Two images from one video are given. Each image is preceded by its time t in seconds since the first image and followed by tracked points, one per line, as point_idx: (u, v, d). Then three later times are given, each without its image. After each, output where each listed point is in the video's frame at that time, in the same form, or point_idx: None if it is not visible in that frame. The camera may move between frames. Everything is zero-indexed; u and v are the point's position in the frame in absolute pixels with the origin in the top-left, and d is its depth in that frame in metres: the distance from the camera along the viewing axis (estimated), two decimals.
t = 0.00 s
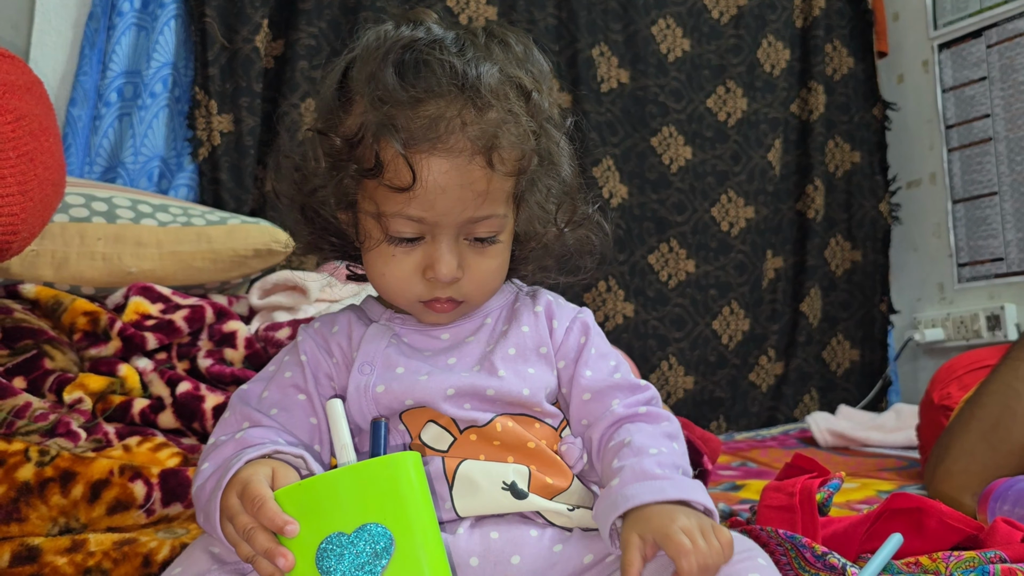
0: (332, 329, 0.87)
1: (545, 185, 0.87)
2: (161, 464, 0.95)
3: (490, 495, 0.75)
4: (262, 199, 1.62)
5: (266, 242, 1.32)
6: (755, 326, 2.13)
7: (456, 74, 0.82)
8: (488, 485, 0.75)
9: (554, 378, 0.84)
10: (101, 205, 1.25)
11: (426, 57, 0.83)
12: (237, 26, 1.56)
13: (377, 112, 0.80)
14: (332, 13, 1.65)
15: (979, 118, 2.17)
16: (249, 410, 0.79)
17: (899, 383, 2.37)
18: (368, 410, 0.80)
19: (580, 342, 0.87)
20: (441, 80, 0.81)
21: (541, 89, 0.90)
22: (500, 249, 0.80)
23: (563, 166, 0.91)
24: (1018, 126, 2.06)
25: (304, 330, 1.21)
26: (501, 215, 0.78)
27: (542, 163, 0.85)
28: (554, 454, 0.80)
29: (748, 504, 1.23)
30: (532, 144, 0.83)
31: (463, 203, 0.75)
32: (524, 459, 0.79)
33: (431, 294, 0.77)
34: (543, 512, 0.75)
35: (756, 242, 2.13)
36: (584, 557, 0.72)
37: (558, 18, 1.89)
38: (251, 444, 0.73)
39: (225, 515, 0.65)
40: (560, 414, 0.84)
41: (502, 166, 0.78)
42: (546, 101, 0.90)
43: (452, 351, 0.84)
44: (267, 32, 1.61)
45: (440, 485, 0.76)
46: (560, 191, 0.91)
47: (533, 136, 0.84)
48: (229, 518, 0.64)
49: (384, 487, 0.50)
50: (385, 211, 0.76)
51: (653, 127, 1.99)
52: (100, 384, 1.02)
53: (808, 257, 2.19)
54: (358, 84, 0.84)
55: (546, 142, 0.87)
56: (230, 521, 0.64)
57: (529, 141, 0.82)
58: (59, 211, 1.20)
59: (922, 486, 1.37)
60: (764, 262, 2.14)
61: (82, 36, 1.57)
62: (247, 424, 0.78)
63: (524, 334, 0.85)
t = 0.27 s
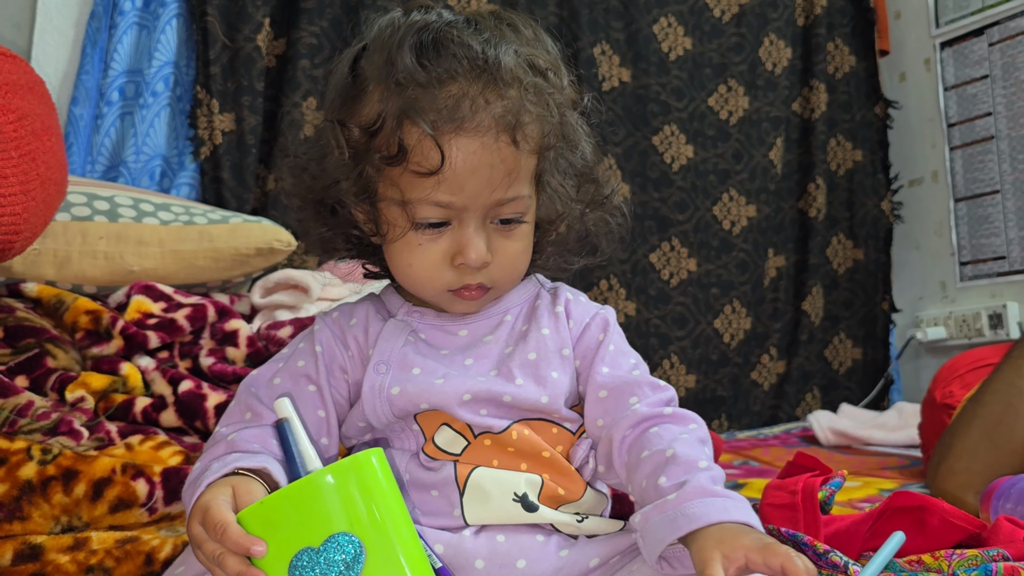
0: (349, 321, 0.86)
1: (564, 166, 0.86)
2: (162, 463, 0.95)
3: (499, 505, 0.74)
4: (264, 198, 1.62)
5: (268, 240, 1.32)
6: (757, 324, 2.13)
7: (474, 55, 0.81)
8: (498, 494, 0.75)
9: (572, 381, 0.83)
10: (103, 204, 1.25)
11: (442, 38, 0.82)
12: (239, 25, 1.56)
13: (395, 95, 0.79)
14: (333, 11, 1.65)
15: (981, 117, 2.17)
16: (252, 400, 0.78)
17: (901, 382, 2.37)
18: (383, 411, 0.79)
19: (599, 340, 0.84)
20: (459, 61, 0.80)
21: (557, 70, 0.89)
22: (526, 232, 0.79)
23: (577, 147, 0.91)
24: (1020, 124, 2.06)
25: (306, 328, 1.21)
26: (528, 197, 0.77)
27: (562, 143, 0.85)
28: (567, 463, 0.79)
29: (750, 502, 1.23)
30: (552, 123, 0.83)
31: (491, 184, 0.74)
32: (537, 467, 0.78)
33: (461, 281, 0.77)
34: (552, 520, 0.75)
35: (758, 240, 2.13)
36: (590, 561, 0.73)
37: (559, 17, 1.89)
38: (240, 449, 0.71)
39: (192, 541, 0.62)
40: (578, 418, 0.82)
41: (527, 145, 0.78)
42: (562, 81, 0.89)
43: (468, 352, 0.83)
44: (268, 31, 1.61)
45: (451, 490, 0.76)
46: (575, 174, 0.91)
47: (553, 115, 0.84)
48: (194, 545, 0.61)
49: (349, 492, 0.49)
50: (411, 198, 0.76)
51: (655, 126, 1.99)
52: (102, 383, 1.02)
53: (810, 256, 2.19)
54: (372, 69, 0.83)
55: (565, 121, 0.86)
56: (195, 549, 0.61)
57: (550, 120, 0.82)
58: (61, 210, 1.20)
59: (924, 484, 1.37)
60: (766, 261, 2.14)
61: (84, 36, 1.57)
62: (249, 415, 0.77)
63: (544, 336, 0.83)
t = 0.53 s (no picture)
0: (371, 316, 0.83)
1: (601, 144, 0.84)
2: (165, 463, 0.95)
3: (515, 523, 0.73)
4: (266, 197, 1.62)
5: (270, 241, 1.32)
6: (759, 325, 2.13)
7: (515, 25, 0.78)
8: (516, 512, 0.73)
9: (601, 398, 0.78)
10: (105, 204, 1.25)
11: (480, 8, 0.79)
12: (240, 25, 1.56)
13: (433, 68, 0.76)
14: (335, 11, 1.65)
15: (982, 117, 2.16)
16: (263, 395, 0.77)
17: (903, 382, 2.37)
18: (402, 423, 0.77)
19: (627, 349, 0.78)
20: (497, 31, 0.77)
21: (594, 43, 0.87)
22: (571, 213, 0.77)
23: (610, 127, 0.89)
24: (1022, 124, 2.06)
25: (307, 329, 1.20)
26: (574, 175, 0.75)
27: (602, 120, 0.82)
28: (588, 484, 0.77)
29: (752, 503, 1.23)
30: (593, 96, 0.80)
31: (540, 159, 0.72)
32: (557, 485, 0.76)
33: (507, 265, 0.74)
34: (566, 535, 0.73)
35: (760, 241, 2.13)
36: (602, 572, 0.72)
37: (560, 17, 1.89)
38: (241, 452, 0.70)
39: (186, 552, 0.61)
40: (605, 435, 0.79)
41: (572, 118, 0.75)
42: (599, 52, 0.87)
43: (491, 361, 0.79)
44: (270, 31, 1.61)
45: (468, 504, 0.75)
46: (606, 153, 0.89)
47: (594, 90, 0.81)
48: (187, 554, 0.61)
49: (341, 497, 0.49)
50: (456, 175, 0.73)
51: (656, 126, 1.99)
52: (105, 382, 1.03)
53: (812, 256, 2.19)
54: (405, 44, 0.80)
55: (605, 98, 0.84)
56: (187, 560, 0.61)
57: (591, 95, 0.80)
58: (63, 210, 1.20)
59: (926, 485, 1.36)
60: (767, 261, 2.14)
61: (86, 36, 1.57)
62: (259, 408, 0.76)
63: (571, 354, 0.78)
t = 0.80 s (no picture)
0: (377, 320, 0.82)
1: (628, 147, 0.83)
2: (166, 463, 0.95)
3: (524, 531, 0.73)
4: (267, 198, 1.62)
5: (271, 241, 1.32)
6: (759, 324, 2.13)
7: (540, 24, 0.77)
8: (524, 520, 0.74)
9: (611, 410, 0.78)
10: (106, 204, 1.25)
11: (503, 6, 0.78)
12: (241, 25, 1.56)
13: (456, 68, 0.75)
14: (335, 11, 1.65)
15: (983, 117, 2.16)
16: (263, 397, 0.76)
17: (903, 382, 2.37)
18: (410, 436, 0.76)
19: (640, 361, 0.77)
20: (523, 29, 0.76)
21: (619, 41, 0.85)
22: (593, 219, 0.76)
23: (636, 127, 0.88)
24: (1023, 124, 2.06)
25: (308, 330, 1.20)
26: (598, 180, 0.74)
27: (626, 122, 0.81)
28: (596, 492, 0.77)
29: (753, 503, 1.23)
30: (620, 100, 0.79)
31: (567, 163, 0.71)
32: (565, 493, 0.76)
33: (529, 272, 0.72)
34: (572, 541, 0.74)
35: (760, 241, 2.13)
36: None
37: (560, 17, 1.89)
38: (236, 456, 0.70)
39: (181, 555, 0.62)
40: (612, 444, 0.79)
41: (599, 122, 0.74)
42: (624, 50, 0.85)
43: (501, 370, 0.78)
44: (271, 32, 1.61)
45: (477, 511, 0.75)
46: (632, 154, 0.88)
47: (619, 91, 0.80)
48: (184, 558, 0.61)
49: (338, 502, 0.49)
50: (478, 177, 0.72)
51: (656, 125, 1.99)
52: (106, 382, 1.03)
53: (812, 256, 2.19)
54: (427, 41, 0.79)
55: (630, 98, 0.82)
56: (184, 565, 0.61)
57: (615, 98, 0.79)
58: (64, 210, 1.20)
59: (927, 485, 1.37)
60: (768, 260, 2.14)
61: (87, 36, 1.57)
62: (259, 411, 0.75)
63: (583, 365, 0.77)
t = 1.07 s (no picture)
0: (366, 318, 0.83)
1: (586, 154, 0.82)
2: (166, 461, 0.95)
3: (521, 518, 0.73)
4: (267, 197, 1.62)
5: (271, 240, 1.32)
6: (760, 323, 2.13)
7: (480, 34, 0.78)
8: (520, 507, 0.74)
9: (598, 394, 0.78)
10: (106, 204, 1.25)
11: (449, 17, 0.79)
12: (242, 25, 1.56)
13: (394, 77, 0.77)
14: (336, 11, 1.66)
15: (984, 115, 2.16)
16: (266, 398, 0.77)
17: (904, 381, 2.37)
18: (402, 421, 0.77)
19: (622, 350, 0.79)
20: (463, 37, 0.78)
21: (575, 51, 0.85)
22: (532, 226, 0.76)
23: (605, 135, 0.87)
24: None
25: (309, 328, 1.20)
26: (528, 187, 0.74)
27: (577, 130, 0.81)
28: (588, 476, 0.77)
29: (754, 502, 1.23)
30: (565, 107, 0.79)
31: (487, 171, 0.71)
32: (558, 479, 0.77)
33: (456, 274, 0.74)
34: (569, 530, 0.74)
35: (761, 240, 2.13)
36: (606, 568, 0.73)
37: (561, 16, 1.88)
38: (249, 453, 0.70)
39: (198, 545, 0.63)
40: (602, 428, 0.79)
41: (528, 130, 0.74)
42: (581, 62, 0.85)
43: (486, 360, 0.79)
44: (271, 31, 1.61)
45: (472, 500, 0.75)
46: (602, 160, 0.87)
47: (566, 99, 0.80)
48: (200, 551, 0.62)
49: (353, 501, 0.49)
50: (405, 184, 0.74)
51: (657, 125, 1.99)
52: (107, 382, 1.03)
53: (813, 255, 2.19)
54: (378, 53, 0.81)
55: (582, 107, 0.82)
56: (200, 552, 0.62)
57: (560, 105, 0.78)
58: (65, 210, 1.20)
59: (928, 484, 1.36)
60: (768, 259, 2.14)
61: (87, 36, 1.57)
62: (264, 413, 0.75)
63: (567, 350, 0.78)
